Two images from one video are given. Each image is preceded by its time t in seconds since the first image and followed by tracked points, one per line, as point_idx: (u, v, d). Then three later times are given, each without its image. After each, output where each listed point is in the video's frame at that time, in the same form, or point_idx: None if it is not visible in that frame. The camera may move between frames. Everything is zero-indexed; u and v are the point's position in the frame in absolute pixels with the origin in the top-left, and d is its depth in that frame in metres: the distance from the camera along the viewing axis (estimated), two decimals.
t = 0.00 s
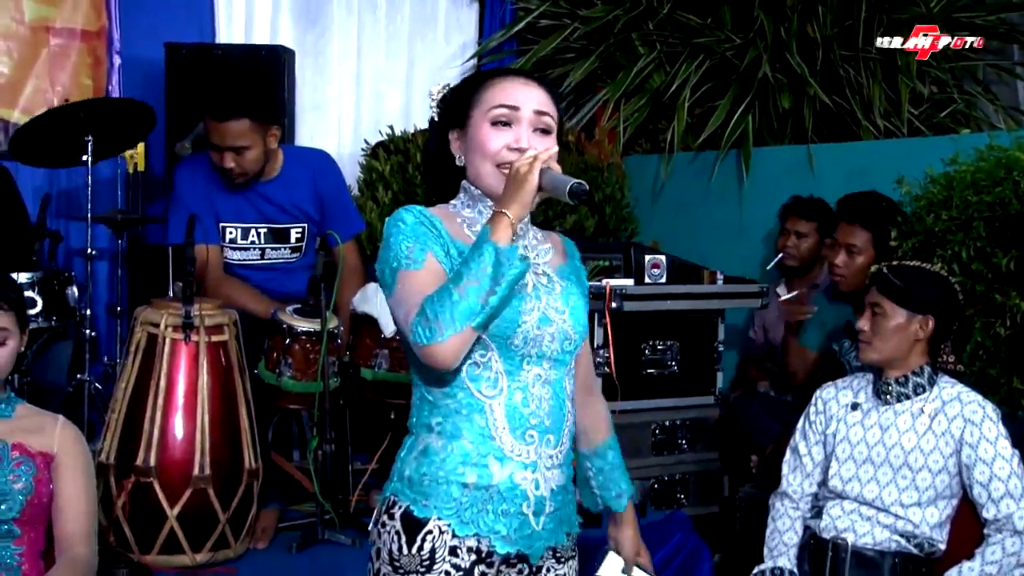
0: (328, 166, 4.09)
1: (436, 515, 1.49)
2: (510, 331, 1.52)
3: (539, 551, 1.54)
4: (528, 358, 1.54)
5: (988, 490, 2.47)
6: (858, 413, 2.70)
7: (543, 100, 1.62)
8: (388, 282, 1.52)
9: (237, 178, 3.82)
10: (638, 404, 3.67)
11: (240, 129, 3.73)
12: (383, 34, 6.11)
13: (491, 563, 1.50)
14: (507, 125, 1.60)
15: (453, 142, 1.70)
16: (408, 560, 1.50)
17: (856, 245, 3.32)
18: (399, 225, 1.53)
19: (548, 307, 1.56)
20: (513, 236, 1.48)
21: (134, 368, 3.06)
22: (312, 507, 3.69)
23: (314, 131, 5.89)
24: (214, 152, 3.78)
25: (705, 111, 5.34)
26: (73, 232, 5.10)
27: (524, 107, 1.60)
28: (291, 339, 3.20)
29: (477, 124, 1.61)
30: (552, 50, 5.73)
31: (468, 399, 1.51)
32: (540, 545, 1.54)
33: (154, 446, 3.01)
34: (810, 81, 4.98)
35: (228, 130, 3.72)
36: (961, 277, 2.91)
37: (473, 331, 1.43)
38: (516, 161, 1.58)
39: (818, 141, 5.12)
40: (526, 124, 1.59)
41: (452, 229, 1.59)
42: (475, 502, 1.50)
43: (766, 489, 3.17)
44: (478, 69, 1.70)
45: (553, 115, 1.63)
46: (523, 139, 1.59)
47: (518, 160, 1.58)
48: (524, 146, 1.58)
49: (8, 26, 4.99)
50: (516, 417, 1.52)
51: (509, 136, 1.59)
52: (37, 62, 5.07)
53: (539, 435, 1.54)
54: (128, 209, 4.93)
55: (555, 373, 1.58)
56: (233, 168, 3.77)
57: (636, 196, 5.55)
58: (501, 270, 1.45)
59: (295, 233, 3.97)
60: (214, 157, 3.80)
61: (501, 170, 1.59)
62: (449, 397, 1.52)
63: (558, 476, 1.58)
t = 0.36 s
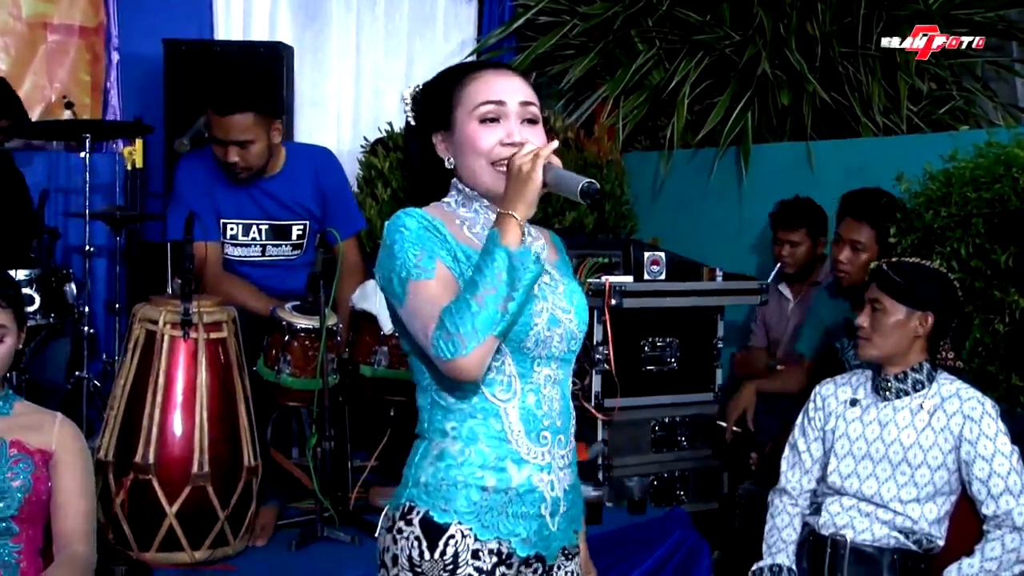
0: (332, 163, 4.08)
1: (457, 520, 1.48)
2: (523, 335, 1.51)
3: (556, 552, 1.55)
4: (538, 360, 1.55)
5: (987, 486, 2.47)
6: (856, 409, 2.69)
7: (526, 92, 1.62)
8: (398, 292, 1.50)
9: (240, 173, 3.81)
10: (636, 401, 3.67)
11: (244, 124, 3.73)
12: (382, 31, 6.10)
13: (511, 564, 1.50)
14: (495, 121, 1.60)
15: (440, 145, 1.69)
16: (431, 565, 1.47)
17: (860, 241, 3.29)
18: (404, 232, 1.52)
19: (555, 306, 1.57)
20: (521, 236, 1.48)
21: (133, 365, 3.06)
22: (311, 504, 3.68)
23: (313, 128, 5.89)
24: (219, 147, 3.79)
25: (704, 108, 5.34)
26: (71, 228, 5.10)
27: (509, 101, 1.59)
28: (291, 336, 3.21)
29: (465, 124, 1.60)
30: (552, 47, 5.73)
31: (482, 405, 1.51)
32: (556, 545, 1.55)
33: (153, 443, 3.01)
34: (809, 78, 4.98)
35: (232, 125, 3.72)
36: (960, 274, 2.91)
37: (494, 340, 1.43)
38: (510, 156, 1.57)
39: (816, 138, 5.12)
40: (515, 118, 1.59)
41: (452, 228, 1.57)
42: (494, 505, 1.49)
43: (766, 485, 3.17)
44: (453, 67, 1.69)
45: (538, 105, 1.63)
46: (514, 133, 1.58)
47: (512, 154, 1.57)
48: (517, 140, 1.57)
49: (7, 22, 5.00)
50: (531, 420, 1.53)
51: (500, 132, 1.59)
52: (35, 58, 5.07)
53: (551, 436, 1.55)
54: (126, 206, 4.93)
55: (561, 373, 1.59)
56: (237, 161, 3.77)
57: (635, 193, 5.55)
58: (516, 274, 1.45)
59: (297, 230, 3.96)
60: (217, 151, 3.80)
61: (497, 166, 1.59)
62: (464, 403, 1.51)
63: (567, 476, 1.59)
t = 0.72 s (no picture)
0: (332, 159, 4.08)
1: (470, 518, 1.47)
2: (528, 332, 1.52)
3: (561, 546, 1.57)
4: (540, 356, 1.55)
5: (986, 481, 2.47)
6: (856, 404, 2.69)
7: (514, 86, 1.61)
8: (402, 296, 1.49)
9: (243, 167, 3.81)
10: (633, 397, 3.67)
11: (248, 119, 3.71)
12: (380, 25, 6.09)
13: (520, 559, 1.51)
14: (487, 119, 1.59)
15: (429, 146, 1.68)
16: (443, 563, 1.47)
17: (859, 234, 3.29)
18: (404, 235, 1.51)
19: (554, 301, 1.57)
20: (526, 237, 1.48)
21: (130, 360, 3.05)
22: (309, 500, 3.68)
23: (311, 123, 5.89)
24: (222, 143, 3.78)
25: (703, 103, 5.34)
26: (69, 224, 5.09)
27: (499, 97, 1.59)
28: (288, 332, 3.21)
29: (458, 125, 1.59)
30: (550, 42, 5.72)
31: (490, 402, 1.50)
32: (562, 540, 1.56)
33: (150, 439, 3.00)
34: (808, 73, 4.97)
35: (236, 120, 3.71)
36: (958, 269, 2.90)
37: (505, 344, 1.43)
38: (506, 154, 1.57)
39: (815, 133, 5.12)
40: (507, 115, 1.58)
41: (447, 225, 1.56)
42: (504, 501, 1.49)
43: (764, 481, 3.17)
44: (436, 63, 1.68)
45: (526, 98, 1.62)
46: (507, 130, 1.58)
47: (508, 152, 1.56)
48: (511, 137, 1.56)
49: (3, 17, 4.97)
50: (536, 415, 1.53)
51: (493, 130, 1.58)
52: (33, 53, 5.06)
53: (555, 432, 1.56)
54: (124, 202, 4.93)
55: (560, 367, 1.60)
56: (241, 156, 3.77)
57: (634, 187, 5.55)
58: (524, 277, 1.45)
59: (296, 226, 3.96)
60: (222, 146, 3.80)
61: (494, 166, 1.58)
62: (470, 401, 1.50)
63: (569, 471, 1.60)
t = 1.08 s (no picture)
0: (331, 157, 4.09)
1: (460, 513, 1.47)
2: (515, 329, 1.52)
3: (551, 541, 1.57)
4: (528, 353, 1.56)
5: (981, 477, 2.48)
6: (851, 401, 2.69)
7: (495, 82, 1.61)
8: (390, 294, 1.49)
9: (244, 158, 3.81)
10: (629, 393, 3.66)
11: (248, 108, 3.74)
12: (376, 22, 6.08)
13: (510, 554, 1.51)
14: (471, 117, 1.59)
15: (414, 146, 1.67)
16: (433, 557, 1.47)
17: (855, 230, 3.28)
18: (390, 234, 1.51)
19: (542, 298, 1.58)
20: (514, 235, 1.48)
21: (126, 357, 3.06)
22: (305, 496, 3.68)
23: (307, 119, 5.89)
24: (224, 132, 3.79)
25: (699, 99, 5.34)
26: (64, 220, 5.09)
27: (483, 95, 1.58)
28: (283, 328, 3.20)
29: (443, 125, 1.59)
30: (546, 38, 5.72)
31: (479, 398, 1.51)
32: (551, 534, 1.57)
33: (146, 435, 3.00)
34: (803, 69, 4.97)
35: (237, 109, 3.74)
36: (954, 265, 2.91)
37: (494, 343, 1.43)
38: (494, 152, 1.57)
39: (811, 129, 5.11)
40: (492, 112, 1.58)
41: (431, 222, 1.57)
42: (493, 497, 1.50)
43: (760, 477, 3.18)
44: (417, 62, 1.67)
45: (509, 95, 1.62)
46: (493, 128, 1.58)
47: (495, 150, 1.56)
48: (497, 135, 1.56)
49: None
50: (526, 411, 1.54)
51: (479, 128, 1.58)
52: (27, 48, 5.03)
53: (544, 428, 1.57)
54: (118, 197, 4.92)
55: (547, 362, 1.61)
56: (242, 146, 3.77)
57: (629, 183, 5.54)
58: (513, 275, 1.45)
59: (294, 222, 3.96)
60: (222, 137, 3.81)
61: (482, 164, 1.58)
62: (458, 397, 1.51)
63: (557, 466, 1.61)
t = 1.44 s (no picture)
0: (331, 153, 4.08)
1: (446, 506, 1.47)
2: (502, 327, 1.51)
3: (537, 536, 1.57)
4: (516, 349, 1.55)
5: (980, 469, 2.47)
6: (849, 394, 2.69)
7: (482, 79, 1.60)
8: (376, 294, 1.49)
9: (247, 153, 3.79)
10: (628, 388, 3.65)
11: (253, 103, 3.71)
12: (370, 18, 6.07)
13: (497, 546, 1.51)
14: (458, 115, 1.58)
15: (401, 144, 1.66)
16: (420, 548, 1.46)
17: (852, 223, 3.28)
18: (376, 233, 1.50)
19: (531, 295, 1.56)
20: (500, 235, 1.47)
21: (122, 356, 3.05)
22: (303, 494, 3.67)
23: (303, 116, 5.88)
24: (226, 127, 3.77)
25: (695, 93, 5.34)
26: (60, 220, 5.07)
27: (470, 93, 1.57)
28: (280, 326, 3.19)
29: (430, 123, 1.58)
30: (541, 33, 5.72)
31: (466, 396, 1.51)
32: (538, 529, 1.56)
33: (143, 435, 2.99)
34: (800, 62, 4.97)
35: (240, 104, 3.70)
36: (952, 257, 2.90)
37: (480, 342, 1.43)
38: (482, 150, 1.56)
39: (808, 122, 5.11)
40: (479, 110, 1.57)
41: (415, 218, 1.56)
42: (480, 492, 1.49)
43: (760, 471, 3.17)
44: (401, 58, 1.66)
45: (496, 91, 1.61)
46: (480, 126, 1.57)
47: (483, 148, 1.56)
48: (485, 133, 1.55)
49: None
50: (513, 407, 1.54)
51: (467, 126, 1.57)
52: (21, 47, 4.96)
53: (532, 423, 1.56)
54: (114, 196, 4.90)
55: (536, 359, 1.59)
56: (244, 141, 3.75)
57: (626, 178, 5.53)
58: (498, 274, 1.44)
59: (293, 218, 3.94)
60: (224, 133, 3.78)
61: (471, 162, 1.57)
62: (447, 394, 1.51)
63: (546, 461, 1.60)
